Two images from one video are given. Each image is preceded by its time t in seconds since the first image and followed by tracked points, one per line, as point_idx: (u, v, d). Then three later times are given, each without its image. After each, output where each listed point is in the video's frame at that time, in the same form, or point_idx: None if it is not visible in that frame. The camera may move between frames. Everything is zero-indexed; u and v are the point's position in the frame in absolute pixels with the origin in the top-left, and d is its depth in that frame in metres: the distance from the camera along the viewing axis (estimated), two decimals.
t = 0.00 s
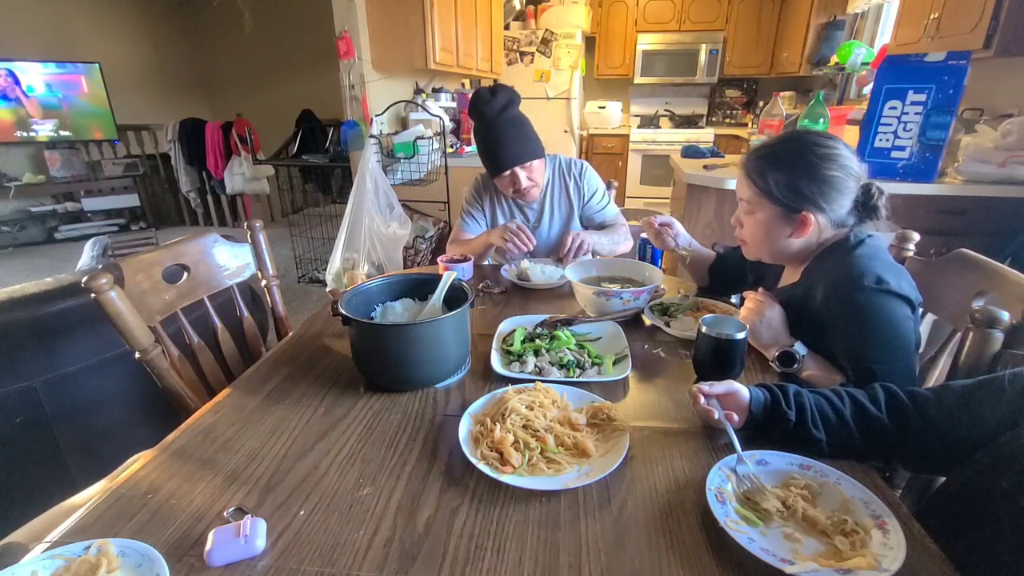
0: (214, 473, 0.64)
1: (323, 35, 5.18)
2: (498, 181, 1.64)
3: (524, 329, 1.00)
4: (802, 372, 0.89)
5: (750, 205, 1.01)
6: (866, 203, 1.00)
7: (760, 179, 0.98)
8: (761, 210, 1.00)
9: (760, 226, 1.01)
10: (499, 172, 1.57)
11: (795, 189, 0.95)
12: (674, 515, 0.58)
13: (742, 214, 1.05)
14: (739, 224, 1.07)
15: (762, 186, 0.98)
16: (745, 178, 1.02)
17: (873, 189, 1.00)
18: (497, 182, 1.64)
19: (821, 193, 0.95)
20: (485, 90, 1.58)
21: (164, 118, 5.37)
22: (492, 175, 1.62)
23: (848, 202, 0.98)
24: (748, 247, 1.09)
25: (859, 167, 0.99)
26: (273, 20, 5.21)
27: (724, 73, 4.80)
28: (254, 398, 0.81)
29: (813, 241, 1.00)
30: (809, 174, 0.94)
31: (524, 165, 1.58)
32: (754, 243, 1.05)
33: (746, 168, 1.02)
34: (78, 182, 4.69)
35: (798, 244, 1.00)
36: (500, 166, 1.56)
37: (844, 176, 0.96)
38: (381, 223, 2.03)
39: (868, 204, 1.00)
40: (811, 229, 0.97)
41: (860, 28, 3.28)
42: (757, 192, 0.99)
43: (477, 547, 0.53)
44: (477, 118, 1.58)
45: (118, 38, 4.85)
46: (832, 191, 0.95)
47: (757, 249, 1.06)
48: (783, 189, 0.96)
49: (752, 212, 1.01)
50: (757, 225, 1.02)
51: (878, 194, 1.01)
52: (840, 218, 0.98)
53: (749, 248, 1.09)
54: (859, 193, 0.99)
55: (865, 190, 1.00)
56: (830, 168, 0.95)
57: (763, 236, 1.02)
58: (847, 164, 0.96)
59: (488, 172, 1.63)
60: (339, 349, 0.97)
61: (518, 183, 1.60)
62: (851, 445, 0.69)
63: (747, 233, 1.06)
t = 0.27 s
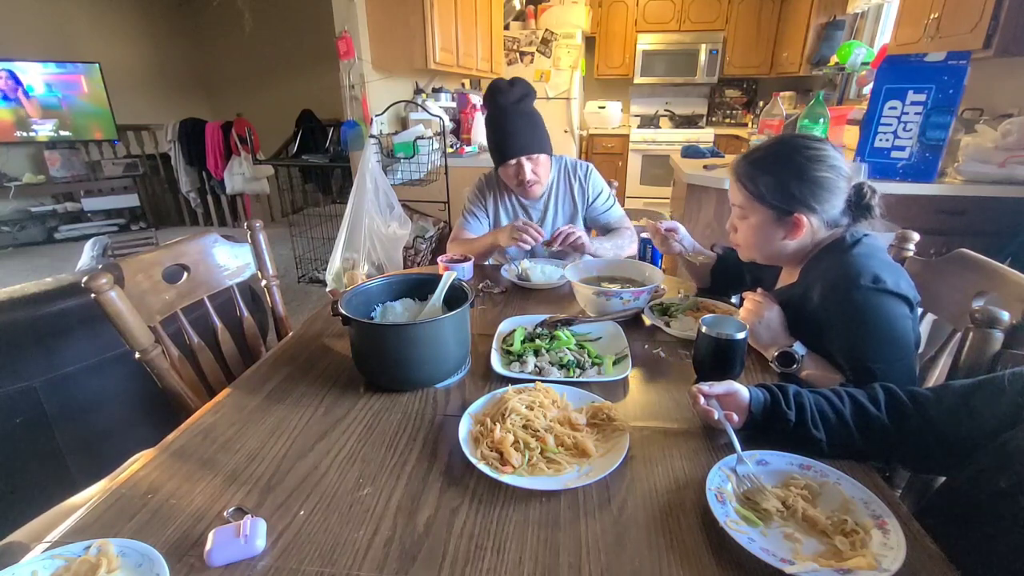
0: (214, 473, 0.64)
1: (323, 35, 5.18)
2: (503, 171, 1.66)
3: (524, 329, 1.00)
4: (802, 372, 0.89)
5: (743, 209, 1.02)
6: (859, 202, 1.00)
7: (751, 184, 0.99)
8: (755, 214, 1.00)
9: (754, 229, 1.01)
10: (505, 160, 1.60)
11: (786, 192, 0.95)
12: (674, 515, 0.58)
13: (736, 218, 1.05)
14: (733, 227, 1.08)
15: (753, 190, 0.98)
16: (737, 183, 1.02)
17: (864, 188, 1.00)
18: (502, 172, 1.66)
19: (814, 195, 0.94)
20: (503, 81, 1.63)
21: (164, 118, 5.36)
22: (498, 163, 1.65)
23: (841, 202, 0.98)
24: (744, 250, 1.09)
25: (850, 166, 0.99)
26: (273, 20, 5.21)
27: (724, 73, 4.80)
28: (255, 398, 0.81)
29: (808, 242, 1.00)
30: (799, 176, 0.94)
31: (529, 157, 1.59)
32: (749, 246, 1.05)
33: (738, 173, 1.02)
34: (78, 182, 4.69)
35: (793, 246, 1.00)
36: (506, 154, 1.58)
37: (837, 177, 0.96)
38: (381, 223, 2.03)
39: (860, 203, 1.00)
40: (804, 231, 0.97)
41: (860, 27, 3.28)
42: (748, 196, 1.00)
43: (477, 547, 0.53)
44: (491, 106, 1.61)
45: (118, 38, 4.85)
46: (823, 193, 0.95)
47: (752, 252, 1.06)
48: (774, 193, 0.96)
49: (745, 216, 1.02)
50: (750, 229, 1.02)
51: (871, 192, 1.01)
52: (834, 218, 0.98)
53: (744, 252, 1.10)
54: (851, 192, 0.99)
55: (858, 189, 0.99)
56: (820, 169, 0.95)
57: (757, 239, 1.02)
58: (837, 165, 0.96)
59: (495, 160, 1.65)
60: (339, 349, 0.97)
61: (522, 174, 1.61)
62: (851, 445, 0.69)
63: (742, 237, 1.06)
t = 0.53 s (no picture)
0: (214, 473, 0.64)
1: (323, 34, 5.17)
2: (509, 164, 1.67)
3: (524, 329, 1.00)
4: (802, 372, 0.89)
5: (738, 213, 1.02)
6: (854, 203, 1.00)
7: (745, 187, 0.99)
8: (749, 217, 1.00)
9: (749, 232, 1.02)
10: (512, 151, 1.60)
11: (779, 194, 0.95)
12: (674, 515, 0.58)
13: (732, 221, 1.05)
14: (730, 231, 1.08)
15: (747, 193, 0.99)
16: (731, 186, 1.03)
17: (859, 188, 1.00)
18: (507, 164, 1.67)
19: (807, 197, 0.95)
20: (524, 76, 1.64)
21: (164, 118, 5.36)
22: (505, 155, 1.65)
23: (836, 202, 0.98)
24: (741, 254, 1.09)
25: (844, 167, 0.99)
26: (273, 20, 5.21)
27: (724, 73, 4.80)
28: (255, 398, 0.81)
29: (804, 243, 1.00)
30: (792, 178, 0.94)
31: (535, 153, 1.60)
32: (745, 249, 1.05)
33: (732, 177, 1.03)
34: (78, 182, 4.69)
35: (788, 247, 1.00)
36: (514, 145, 1.59)
37: (830, 178, 0.96)
38: (381, 223, 2.03)
39: (856, 203, 1.00)
40: (799, 232, 0.97)
41: (860, 27, 3.28)
42: (743, 199, 1.00)
43: (477, 547, 0.53)
44: (506, 98, 1.63)
45: (118, 39, 4.85)
46: (817, 193, 0.95)
47: (749, 255, 1.06)
48: (767, 195, 0.96)
49: (740, 219, 1.02)
50: (746, 232, 1.02)
51: (867, 192, 1.01)
52: (829, 218, 0.98)
53: (742, 255, 1.09)
54: (846, 192, 1.00)
55: (852, 190, 1.00)
56: (813, 170, 0.95)
57: (752, 242, 1.02)
58: (831, 165, 0.96)
59: (503, 152, 1.65)
60: (339, 349, 0.97)
61: (526, 169, 1.62)
62: (851, 445, 0.69)
63: (738, 241, 1.06)
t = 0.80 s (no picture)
0: (214, 473, 0.64)
1: (322, 34, 5.17)
2: (517, 161, 1.66)
3: (524, 329, 1.00)
4: (802, 372, 0.89)
5: (735, 214, 1.02)
6: (852, 202, 1.00)
7: (741, 188, 0.99)
8: (746, 218, 1.00)
9: (746, 233, 1.01)
10: (522, 147, 1.59)
11: (775, 194, 0.95)
12: (674, 515, 0.58)
13: (729, 223, 1.05)
14: (728, 233, 1.08)
15: (743, 194, 0.99)
16: (728, 188, 1.03)
17: (857, 188, 1.00)
18: (515, 159, 1.67)
19: (803, 196, 0.95)
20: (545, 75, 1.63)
21: (164, 118, 5.36)
22: (514, 151, 1.64)
23: (832, 201, 0.98)
24: (740, 255, 1.08)
25: (839, 166, 0.99)
26: (273, 20, 5.21)
27: (724, 73, 4.80)
28: (255, 398, 0.81)
29: (801, 243, 1.00)
30: (788, 178, 0.94)
31: (544, 151, 1.59)
32: (744, 250, 1.05)
33: (728, 178, 1.03)
34: (78, 182, 4.69)
35: (786, 247, 1.00)
36: (524, 141, 1.58)
37: (826, 177, 0.96)
38: (381, 223, 2.03)
39: (853, 203, 1.00)
40: (796, 232, 0.97)
41: (860, 27, 3.28)
42: (739, 200, 1.00)
43: (477, 547, 0.53)
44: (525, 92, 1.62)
45: (118, 39, 4.84)
46: (812, 193, 0.95)
47: (747, 256, 1.05)
48: (763, 195, 0.96)
49: (738, 220, 1.02)
50: (743, 233, 1.02)
51: (865, 191, 1.01)
52: (825, 217, 0.98)
53: (740, 257, 1.09)
54: (842, 192, 1.00)
55: (849, 189, 1.00)
56: (808, 170, 0.95)
57: (750, 243, 1.02)
58: (826, 165, 0.96)
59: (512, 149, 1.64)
60: (339, 349, 0.97)
61: (534, 167, 1.60)
62: (851, 445, 0.69)
63: (736, 242, 1.06)
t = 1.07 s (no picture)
0: (214, 473, 0.64)
1: (322, 34, 5.17)
2: (524, 156, 1.66)
3: (524, 329, 1.00)
4: (801, 372, 0.89)
5: (730, 217, 1.02)
6: (847, 203, 1.00)
7: (735, 191, 0.99)
8: (741, 220, 1.00)
9: (742, 236, 1.01)
10: (530, 141, 1.59)
11: (768, 196, 0.95)
12: (674, 515, 0.58)
13: (725, 226, 1.05)
14: (724, 236, 1.08)
15: (737, 197, 0.99)
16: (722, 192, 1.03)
17: (852, 188, 1.00)
18: (522, 155, 1.67)
19: (796, 198, 0.94)
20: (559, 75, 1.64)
21: (163, 118, 5.36)
22: (522, 145, 1.64)
23: (826, 202, 0.97)
24: (737, 258, 1.08)
25: (833, 167, 0.99)
26: (273, 20, 5.21)
27: (724, 73, 4.80)
28: (255, 398, 0.81)
29: (797, 244, 0.99)
30: (780, 180, 0.95)
31: (551, 146, 1.59)
32: (740, 253, 1.04)
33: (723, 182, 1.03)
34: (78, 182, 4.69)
35: (782, 249, 1.00)
36: (533, 135, 1.57)
37: (818, 179, 0.96)
38: (381, 223, 2.03)
39: (848, 203, 1.00)
40: (791, 234, 0.97)
41: (859, 28, 3.27)
42: (734, 203, 1.00)
43: (477, 547, 0.53)
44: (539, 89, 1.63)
45: (118, 39, 4.84)
46: (805, 195, 0.95)
47: (744, 259, 1.05)
48: (756, 197, 0.97)
49: (733, 223, 1.02)
50: (739, 236, 1.02)
51: (860, 192, 1.01)
52: (819, 218, 0.98)
53: (738, 260, 1.09)
54: (838, 193, 1.00)
55: (844, 191, 1.00)
56: (801, 172, 0.95)
57: (746, 246, 1.02)
58: (819, 167, 0.96)
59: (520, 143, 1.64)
60: (339, 349, 0.97)
61: (540, 161, 1.61)
62: (851, 444, 0.69)
63: (733, 246, 1.06)
